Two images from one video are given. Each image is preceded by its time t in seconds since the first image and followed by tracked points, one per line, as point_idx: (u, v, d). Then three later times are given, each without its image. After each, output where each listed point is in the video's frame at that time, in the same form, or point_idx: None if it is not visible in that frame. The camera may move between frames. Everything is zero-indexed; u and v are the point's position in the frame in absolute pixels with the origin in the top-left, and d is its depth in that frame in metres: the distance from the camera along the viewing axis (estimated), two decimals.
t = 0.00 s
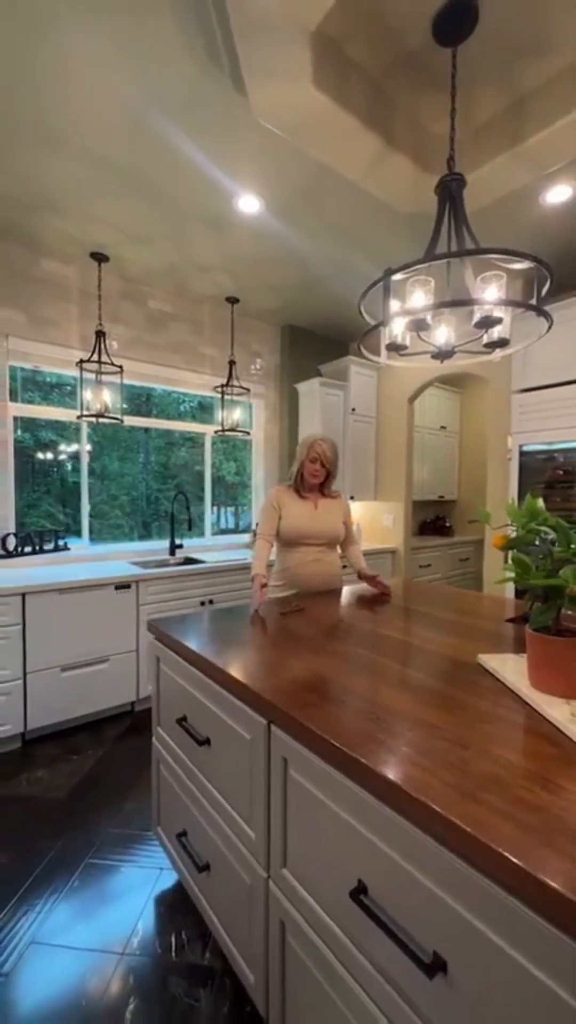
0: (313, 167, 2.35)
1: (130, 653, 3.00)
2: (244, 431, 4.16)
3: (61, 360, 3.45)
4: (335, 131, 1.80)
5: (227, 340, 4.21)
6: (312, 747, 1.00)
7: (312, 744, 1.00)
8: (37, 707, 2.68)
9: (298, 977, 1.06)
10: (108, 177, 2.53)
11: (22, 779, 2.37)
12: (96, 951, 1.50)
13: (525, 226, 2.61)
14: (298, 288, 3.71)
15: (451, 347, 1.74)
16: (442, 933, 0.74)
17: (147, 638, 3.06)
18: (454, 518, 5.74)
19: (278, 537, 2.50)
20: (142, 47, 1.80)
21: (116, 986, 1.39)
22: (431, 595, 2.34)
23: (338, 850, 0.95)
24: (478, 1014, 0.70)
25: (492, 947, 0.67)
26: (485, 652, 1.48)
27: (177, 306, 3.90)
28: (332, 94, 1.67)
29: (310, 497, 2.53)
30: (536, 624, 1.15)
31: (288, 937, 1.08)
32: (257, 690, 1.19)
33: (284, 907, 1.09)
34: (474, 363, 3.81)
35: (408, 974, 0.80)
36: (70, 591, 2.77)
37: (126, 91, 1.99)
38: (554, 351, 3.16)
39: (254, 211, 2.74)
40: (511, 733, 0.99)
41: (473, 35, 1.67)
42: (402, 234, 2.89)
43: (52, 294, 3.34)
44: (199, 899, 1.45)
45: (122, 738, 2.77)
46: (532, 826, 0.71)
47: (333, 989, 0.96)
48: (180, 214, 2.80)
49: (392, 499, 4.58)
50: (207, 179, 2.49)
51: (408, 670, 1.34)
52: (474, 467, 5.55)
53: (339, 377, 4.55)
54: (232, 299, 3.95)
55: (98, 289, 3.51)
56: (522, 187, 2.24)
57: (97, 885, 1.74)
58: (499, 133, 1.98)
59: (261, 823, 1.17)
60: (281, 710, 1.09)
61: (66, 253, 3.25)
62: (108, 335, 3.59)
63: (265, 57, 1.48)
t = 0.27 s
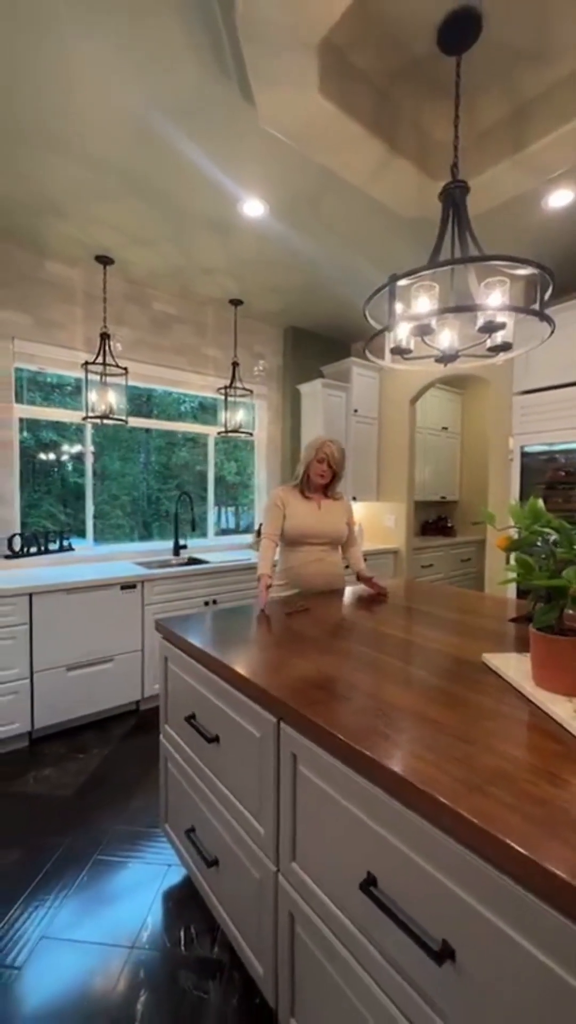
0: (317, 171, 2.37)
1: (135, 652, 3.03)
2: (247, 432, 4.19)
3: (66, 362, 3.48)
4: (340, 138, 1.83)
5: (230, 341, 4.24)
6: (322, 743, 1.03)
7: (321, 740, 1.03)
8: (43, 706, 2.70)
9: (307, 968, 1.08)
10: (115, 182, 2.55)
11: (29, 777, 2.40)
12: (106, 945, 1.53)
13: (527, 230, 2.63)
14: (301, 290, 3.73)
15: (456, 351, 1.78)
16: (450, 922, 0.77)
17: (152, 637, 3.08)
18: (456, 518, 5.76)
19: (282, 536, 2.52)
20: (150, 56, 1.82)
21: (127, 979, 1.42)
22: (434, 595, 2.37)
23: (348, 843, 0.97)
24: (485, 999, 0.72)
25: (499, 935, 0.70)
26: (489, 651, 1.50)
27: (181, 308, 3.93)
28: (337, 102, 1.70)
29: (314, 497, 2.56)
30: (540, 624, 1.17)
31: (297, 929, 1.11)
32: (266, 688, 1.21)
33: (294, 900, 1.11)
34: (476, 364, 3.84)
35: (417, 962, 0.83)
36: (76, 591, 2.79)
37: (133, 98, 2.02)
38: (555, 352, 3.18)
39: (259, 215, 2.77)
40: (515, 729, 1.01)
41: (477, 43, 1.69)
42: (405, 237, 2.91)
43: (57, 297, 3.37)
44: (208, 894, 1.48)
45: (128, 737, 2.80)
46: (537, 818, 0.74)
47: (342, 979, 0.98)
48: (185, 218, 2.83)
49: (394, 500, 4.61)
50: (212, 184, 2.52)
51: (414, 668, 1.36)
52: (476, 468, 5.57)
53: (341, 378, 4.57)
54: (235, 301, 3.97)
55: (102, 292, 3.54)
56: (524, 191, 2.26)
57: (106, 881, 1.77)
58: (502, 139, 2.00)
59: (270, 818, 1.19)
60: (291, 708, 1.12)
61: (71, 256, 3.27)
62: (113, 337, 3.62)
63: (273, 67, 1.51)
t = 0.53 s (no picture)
0: (322, 176, 2.40)
1: (140, 651, 3.05)
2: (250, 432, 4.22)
3: (71, 364, 3.50)
4: (346, 144, 1.85)
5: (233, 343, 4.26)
6: (332, 740, 1.05)
7: (331, 737, 1.05)
8: (49, 704, 2.73)
9: (317, 960, 1.11)
10: (121, 186, 2.58)
11: (36, 775, 2.42)
12: (116, 939, 1.55)
13: (530, 233, 2.65)
14: (304, 292, 3.76)
15: (459, 355, 1.84)
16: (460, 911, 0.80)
17: (157, 636, 3.11)
18: (457, 518, 5.79)
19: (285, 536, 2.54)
20: (158, 63, 1.85)
21: (137, 973, 1.44)
22: (437, 595, 2.39)
23: (358, 837, 1.00)
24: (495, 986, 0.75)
25: (505, 921, 0.73)
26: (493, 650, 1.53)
27: (184, 309, 3.95)
28: (343, 109, 1.72)
29: (316, 497, 2.58)
30: (544, 623, 1.19)
31: (307, 922, 1.13)
32: (275, 686, 1.24)
33: (304, 893, 1.14)
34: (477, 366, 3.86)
35: (427, 952, 0.86)
36: (82, 591, 2.81)
37: (141, 104, 2.04)
38: (557, 354, 3.20)
39: (263, 218, 2.79)
40: (521, 726, 1.04)
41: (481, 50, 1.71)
42: (408, 240, 2.93)
43: (62, 299, 3.40)
44: (217, 889, 1.50)
45: (133, 736, 2.82)
46: (544, 810, 0.76)
47: (352, 969, 1.01)
48: (190, 221, 2.85)
49: (396, 501, 4.63)
50: (217, 188, 2.54)
51: (420, 667, 1.38)
52: (477, 468, 5.59)
53: (343, 379, 4.59)
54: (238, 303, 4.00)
55: (107, 294, 3.57)
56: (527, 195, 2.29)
57: (114, 877, 1.80)
58: (506, 144, 2.03)
59: (280, 813, 1.22)
60: (300, 705, 1.14)
61: (76, 259, 3.30)
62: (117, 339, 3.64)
63: (281, 75, 1.53)
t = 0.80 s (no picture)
0: (327, 178, 2.42)
1: (145, 650, 3.08)
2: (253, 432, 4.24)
3: (76, 364, 3.52)
4: (351, 148, 1.87)
5: (236, 343, 4.28)
6: (341, 736, 1.07)
7: (341, 733, 1.07)
8: (55, 703, 2.75)
9: (327, 951, 1.13)
10: (127, 188, 2.60)
11: (43, 773, 2.45)
12: (126, 933, 1.58)
13: (532, 235, 2.67)
14: (307, 293, 3.78)
15: (465, 357, 1.86)
16: (469, 901, 0.82)
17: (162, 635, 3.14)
18: (458, 518, 5.81)
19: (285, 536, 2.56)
20: (166, 68, 1.86)
21: (147, 966, 1.46)
22: (440, 594, 2.41)
23: (368, 831, 1.02)
24: (504, 973, 0.77)
25: (514, 910, 0.75)
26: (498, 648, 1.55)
27: (188, 310, 3.97)
28: (349, 114, 1.74)
29: (315, 497, 2.60)
30: (550, 622, 1.20)
31: (317, 914, 1.16)
32: (285, 683, 1.26)
33: (314, 886, 1.16)
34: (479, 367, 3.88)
35: (437, 941, 0.88)
36: (88, 590, 2.84)
37: (148, 109, 2.06)
38: (559, 355, 3.22)
39: (268, 220, 2.81)
40: (527, 721, 1.06)
41: (486, 54, 1.73)
42: (411, 242, 2.95)
43: (67, 300, 3.42)
44: (225, 883, 1.53)
45: (139, 734, 2.84)
46: (551, 802, 0.78)
47: (362, 960, 1.03)
48: (195, 223, 2.87)
49: (398, 501, 4.65)
50: (223, 191, 2.56)
51: (426, 664, 1.41)
52: (478, 468, 5.61)
53: (346, 379, 4.61)
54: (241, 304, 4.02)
55: (112, 295, 3.59)
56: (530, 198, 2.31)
57: (123, 872, 1.82)
58: (509, 147, 2.04)
59: (289, 808, 1.24)
60: (310, 702, 1.16)
61: (81, 260, 3.32)
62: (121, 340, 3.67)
63: (289, 81, 1.55)
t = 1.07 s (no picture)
0: (331, 181, 2.43)
1: (150, 649, 3.10)
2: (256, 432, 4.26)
3: (80, 365, 3.54)
4: (357, 151, 1.89)
5: (239, 344, 4.30)
6: (351, 732, 1.09)
7: (351, 729, 1.09)
8: (61, 701, 2.77)
9: (337, 944, 1.15)
10: (133, 190, 2.61)
11: (50, 771, 2.47)
12: (135, 929, 1.59)
13: (535, 237, 2.69)
14: (310, 294, 3.80)
15: (470, 358, 1.88)
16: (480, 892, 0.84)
17: (166, 635, 3.16)
18: (460, 518, 5.83)
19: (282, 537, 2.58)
20: (173, 72, 1.88)
21: (157, 961, 1.48)
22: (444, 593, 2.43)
23: (379, 825, 1.04)
24: (514, 962, 0.79)
25: (526, 901, 0.77)
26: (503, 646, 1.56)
27: (191, 311, 3.99)
28: (355, 117, 1.76)
29: (312, 497, 2.63)
30: (556, 621, 1.22)
31: (327, 908, 1.18)
32: (294, 680, 1.28)
33: (324, 880, 1.18)
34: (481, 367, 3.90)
35: (448, 932, 0.90)
36: (93, 589, 2.86)
37: (156, 113, 2.08)
38: (561, 356, 3.24)
39: (272, 222, 2.83)
40: (534, 717, 1.08)
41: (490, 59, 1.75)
42: (415, 244, 2.97)
43: (71, 301, 3.43)
44: (234, 879, 1.55)
45: (144, 732, 2.86)
46: (560, 795, 0.80)
47: (373, 952, 1.05)
48: (200, 225, 2.89)
49: (400, 501, 4.67)
50: (228, 193, 2.58)
51: (432, 661, 1.43)
52: (480, 468, 5.64)
53: (348, 380, 4.63)
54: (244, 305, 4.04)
55: (116, 296, 3.61)
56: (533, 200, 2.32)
57: (131, 868, 1.84)
58: (513, 150, 2.06)
59: (300, 804, 1.26)
60: (320, 699, 1.18)
61: (86, 261, 3.34)
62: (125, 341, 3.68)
63: (296, 86, 1.57)
